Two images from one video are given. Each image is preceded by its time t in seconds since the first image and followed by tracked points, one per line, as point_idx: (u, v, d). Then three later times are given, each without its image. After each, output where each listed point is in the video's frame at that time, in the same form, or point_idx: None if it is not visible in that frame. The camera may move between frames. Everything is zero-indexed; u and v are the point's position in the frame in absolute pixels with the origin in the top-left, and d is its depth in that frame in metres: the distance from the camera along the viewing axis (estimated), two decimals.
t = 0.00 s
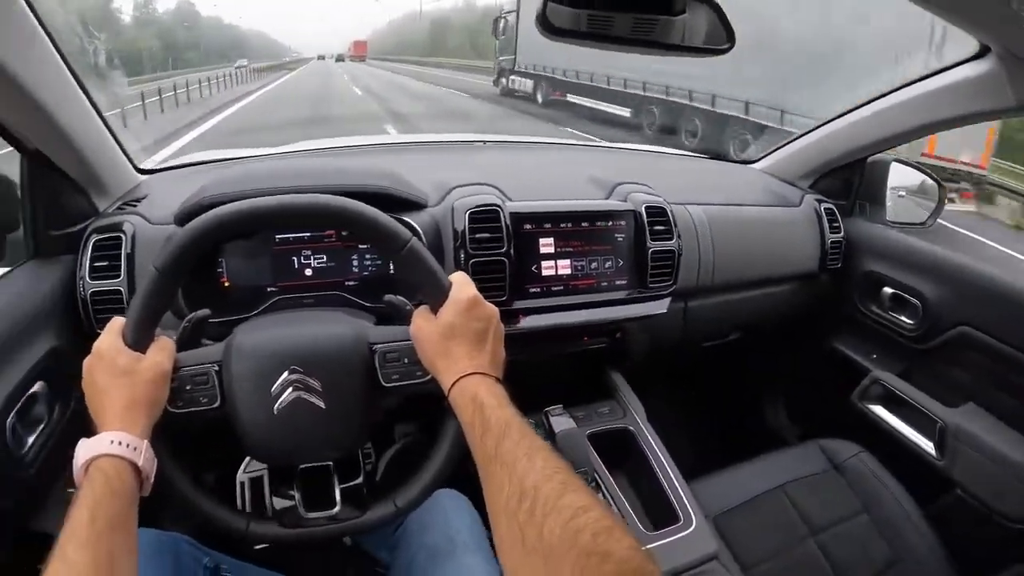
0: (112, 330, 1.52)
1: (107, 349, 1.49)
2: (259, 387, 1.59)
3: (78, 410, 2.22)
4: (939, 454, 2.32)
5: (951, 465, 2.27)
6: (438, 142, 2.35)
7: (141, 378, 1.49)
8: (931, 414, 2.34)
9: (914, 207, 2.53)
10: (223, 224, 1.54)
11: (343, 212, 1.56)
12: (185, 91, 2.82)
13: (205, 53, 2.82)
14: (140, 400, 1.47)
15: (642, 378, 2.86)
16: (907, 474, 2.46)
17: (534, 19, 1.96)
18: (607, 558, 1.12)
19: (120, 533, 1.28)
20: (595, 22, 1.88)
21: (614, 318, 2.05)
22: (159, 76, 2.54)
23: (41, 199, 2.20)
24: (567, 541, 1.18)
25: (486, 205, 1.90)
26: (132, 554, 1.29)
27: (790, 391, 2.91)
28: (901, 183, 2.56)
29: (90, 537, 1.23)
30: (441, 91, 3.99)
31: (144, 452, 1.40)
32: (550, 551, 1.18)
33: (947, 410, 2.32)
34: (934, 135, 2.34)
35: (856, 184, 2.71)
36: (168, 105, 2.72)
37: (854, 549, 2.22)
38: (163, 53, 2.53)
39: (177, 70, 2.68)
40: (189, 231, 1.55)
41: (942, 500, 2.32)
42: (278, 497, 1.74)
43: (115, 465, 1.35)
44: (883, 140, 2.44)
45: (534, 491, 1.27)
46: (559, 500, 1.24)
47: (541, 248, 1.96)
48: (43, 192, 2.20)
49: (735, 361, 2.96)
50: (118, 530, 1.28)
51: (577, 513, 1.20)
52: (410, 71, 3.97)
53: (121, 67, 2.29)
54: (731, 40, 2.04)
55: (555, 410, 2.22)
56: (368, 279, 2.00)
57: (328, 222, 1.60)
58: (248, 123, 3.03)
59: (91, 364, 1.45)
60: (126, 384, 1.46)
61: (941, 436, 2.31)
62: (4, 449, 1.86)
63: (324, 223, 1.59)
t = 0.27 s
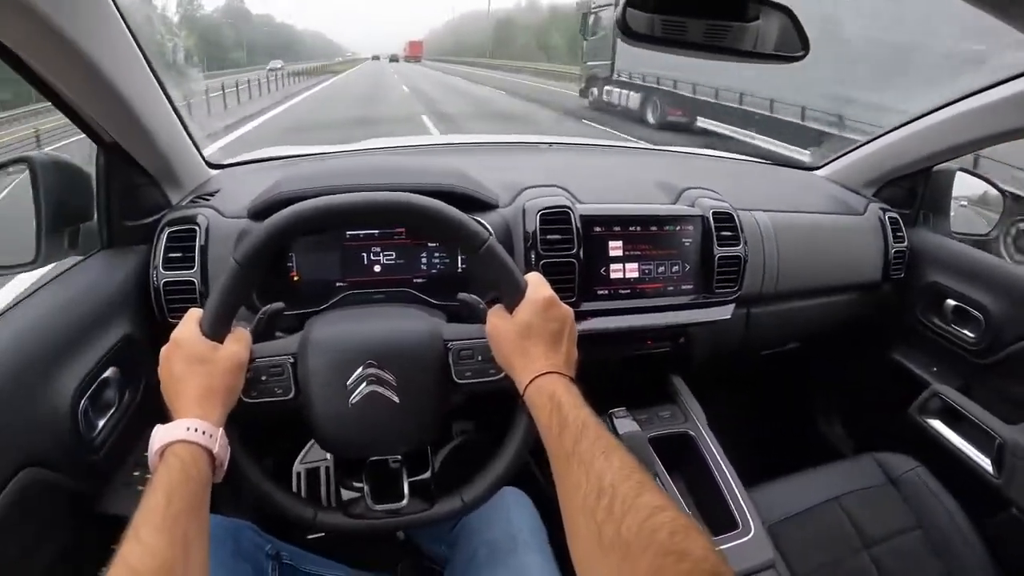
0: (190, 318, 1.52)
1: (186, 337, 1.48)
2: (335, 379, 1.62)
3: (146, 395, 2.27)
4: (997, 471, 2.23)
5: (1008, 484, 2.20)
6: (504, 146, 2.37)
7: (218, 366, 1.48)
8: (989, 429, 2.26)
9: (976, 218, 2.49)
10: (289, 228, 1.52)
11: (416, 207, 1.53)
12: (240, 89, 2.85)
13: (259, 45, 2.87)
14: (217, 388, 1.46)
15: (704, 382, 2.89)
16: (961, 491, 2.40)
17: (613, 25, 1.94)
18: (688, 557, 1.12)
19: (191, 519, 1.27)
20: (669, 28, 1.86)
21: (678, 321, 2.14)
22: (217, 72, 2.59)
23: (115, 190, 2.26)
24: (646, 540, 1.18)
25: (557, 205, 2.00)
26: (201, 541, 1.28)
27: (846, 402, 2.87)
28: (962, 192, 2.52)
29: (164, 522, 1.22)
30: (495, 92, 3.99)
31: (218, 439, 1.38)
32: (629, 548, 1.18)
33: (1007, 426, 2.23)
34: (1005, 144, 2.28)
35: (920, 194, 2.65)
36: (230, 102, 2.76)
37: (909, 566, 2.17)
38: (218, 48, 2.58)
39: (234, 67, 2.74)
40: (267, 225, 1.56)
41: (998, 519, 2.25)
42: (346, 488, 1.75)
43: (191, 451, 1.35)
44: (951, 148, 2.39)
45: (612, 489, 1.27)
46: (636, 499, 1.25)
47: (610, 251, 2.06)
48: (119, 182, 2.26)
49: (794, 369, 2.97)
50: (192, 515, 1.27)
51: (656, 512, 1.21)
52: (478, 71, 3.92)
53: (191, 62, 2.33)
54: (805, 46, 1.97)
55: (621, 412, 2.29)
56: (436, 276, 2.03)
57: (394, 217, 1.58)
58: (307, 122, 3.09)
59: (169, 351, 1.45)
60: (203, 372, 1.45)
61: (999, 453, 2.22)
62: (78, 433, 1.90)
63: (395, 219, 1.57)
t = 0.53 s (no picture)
0: (238, 306, 1.51)
1: (234, 324, 1.46)
2: (381, 372, 1.63)
3: (186, 380, 2.28)
4: None
5: None
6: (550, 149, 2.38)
7: (266, 354, 1.46)
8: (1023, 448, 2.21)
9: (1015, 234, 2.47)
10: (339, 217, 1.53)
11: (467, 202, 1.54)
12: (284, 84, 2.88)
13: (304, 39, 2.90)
14: (262, 376, 1.43)
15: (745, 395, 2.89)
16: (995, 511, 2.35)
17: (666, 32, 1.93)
18: (741, 560, 1.07)
19: (237, 503, 1.25)
20: (723, 31, 1.83)
21: (718, 326, 2.27)
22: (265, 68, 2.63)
23: (164, 176, 2.29)
24: (697, 541, 1.13)
25: (605, 208, 2.13)
26: (245, 525, 1.26)
27: (881, 418, 2.84)
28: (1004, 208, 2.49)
29: (209, 504, 1.20)
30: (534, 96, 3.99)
31: (263, 425, 1.36)
32: (679, 550, 1.13)
33: None
34: None
35: (964, 208, 2.59)
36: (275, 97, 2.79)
37: None
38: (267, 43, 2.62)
39: (281, 61, 2.77)
40: (317, 215, 1.56)
41: None
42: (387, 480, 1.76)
43: (237, 436, 1.32)
44: (998, 162, 2.35)
45: (663, 490, 1.23)
46: (687, 501, 1.20)
47: (656, 254, 2.19)
48: (168, 168, 2.29)
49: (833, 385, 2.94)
50: (235, 501, 1.24)
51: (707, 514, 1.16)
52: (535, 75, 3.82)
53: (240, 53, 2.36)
54: (859, 56, 1.94)
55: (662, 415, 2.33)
56: (481, 274, 2.04)
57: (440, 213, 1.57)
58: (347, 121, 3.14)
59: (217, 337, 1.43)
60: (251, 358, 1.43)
61: None
62: (122, 416, 1.92)
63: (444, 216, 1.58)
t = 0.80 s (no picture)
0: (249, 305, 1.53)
1: (246, 320, 1.47)
2: (391, 370, 1.63)
3: (198, 376, 2.30)
4: None
5: None
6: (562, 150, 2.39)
7: (276, 349, 1.47)
8: None
9: None
10: (351, 217, 1.53)
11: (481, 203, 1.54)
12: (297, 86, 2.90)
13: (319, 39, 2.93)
14: (272, 372, 1.44)
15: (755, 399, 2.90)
16: (1008, 519, 2.31)
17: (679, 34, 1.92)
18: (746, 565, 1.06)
19: (244, 497, 1.25)
20: (736, 32, 1.80)
21: (732, 329, 2.27)
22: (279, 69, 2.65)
23: (178, 173, 2.31)
24: (701, 546, 1.12)
25: (618, 209, 2.14)
26: (252, 519, 1.26)
27: (892, 421, 2.82)
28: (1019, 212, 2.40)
29: (217, 499, 1.20)
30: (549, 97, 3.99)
31: (272, 420, 1.37)
32: (684, 554, 1.12)
33: None
34: None
35: (980, 212, 2.57)
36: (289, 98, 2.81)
37: None
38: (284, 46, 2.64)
39: (294, 62, 2.79)
40: (330, 214, 1.56)
41: None
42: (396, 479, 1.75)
43: (245, 431, 1.33)
44: (1012, 166, 2.33)
45: (669, 492, 1.21)
46: (693, 504, 1.19)
47: (668, 255, 2.19)
48: (182, 166, 2.31)
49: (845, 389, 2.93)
50: (243, 496, 1.25)
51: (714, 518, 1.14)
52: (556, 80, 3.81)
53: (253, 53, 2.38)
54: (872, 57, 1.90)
55: (672, 419, 2.32)
56: (493, 273, 2.04)
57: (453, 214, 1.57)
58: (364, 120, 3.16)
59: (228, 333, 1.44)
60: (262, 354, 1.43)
61: None
62: (133, 412, 1.93)
63: (457, 216, 1.58)
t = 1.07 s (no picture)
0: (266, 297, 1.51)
1: (260, 312, 1.44)
2: (409, 365, 1.62)
3: (211, 370, 2.28)
4: None
5: None
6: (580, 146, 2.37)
7: (292, 342, 1.45)
8: None
9: None
10: (368, 211, 1.50)
11: (504, 197, 1.51)
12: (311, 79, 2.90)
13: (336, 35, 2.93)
14: (287, 365, 1.41)
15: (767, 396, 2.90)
16: None
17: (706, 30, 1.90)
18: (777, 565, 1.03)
19: (259, 493, 1.23)
20: (761, 27, 1.79)
21: (749, 328, 2.25)
22: (294, 63, 2.64)
23: (193, 165, 2.30)
24: (729, 545, 1.10)
25: (636, 205, 2.13)
26: (267, 515, 1.25)
27: (907, 424, 2.79)
28: None
29: (231, 494, 1.19)
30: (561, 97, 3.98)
31: (288, 415, 1.35)
32: (713, 553, 1.10)
33: None
34: None
35: (997, 213, 2.52)
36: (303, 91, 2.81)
37: None
38: (301, 38, 2.63)
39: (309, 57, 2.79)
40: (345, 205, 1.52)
41: None
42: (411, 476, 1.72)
43: (258, 424, 1.31)
44: None
45: (697, 491, 1.20)
46: (721, 503, 1.16)
47: (687, 252, 2.19)
48: (196, 158, 2.30)
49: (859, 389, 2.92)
50: (258, 490, 1.23)
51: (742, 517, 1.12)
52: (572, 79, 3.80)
53: (270, 46, 2.37)
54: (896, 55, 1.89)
55: (690, 418, 2.35)
56: (510, 269, 2.02)
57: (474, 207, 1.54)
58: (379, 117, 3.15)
59: (244, 326, 1.42)
60: (277, 346, 1.42)
61: None
62: (145, 405, 1.92)
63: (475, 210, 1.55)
